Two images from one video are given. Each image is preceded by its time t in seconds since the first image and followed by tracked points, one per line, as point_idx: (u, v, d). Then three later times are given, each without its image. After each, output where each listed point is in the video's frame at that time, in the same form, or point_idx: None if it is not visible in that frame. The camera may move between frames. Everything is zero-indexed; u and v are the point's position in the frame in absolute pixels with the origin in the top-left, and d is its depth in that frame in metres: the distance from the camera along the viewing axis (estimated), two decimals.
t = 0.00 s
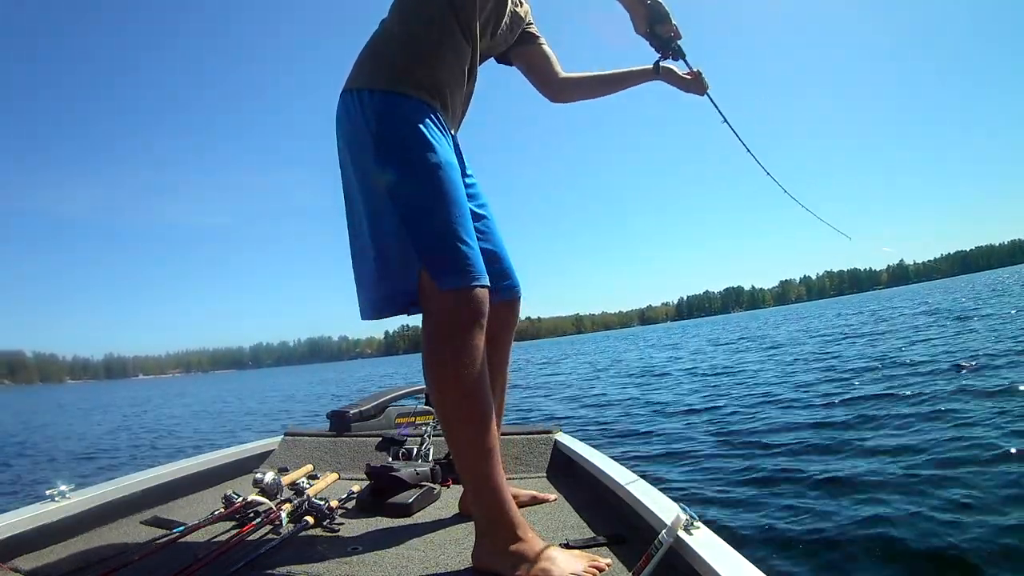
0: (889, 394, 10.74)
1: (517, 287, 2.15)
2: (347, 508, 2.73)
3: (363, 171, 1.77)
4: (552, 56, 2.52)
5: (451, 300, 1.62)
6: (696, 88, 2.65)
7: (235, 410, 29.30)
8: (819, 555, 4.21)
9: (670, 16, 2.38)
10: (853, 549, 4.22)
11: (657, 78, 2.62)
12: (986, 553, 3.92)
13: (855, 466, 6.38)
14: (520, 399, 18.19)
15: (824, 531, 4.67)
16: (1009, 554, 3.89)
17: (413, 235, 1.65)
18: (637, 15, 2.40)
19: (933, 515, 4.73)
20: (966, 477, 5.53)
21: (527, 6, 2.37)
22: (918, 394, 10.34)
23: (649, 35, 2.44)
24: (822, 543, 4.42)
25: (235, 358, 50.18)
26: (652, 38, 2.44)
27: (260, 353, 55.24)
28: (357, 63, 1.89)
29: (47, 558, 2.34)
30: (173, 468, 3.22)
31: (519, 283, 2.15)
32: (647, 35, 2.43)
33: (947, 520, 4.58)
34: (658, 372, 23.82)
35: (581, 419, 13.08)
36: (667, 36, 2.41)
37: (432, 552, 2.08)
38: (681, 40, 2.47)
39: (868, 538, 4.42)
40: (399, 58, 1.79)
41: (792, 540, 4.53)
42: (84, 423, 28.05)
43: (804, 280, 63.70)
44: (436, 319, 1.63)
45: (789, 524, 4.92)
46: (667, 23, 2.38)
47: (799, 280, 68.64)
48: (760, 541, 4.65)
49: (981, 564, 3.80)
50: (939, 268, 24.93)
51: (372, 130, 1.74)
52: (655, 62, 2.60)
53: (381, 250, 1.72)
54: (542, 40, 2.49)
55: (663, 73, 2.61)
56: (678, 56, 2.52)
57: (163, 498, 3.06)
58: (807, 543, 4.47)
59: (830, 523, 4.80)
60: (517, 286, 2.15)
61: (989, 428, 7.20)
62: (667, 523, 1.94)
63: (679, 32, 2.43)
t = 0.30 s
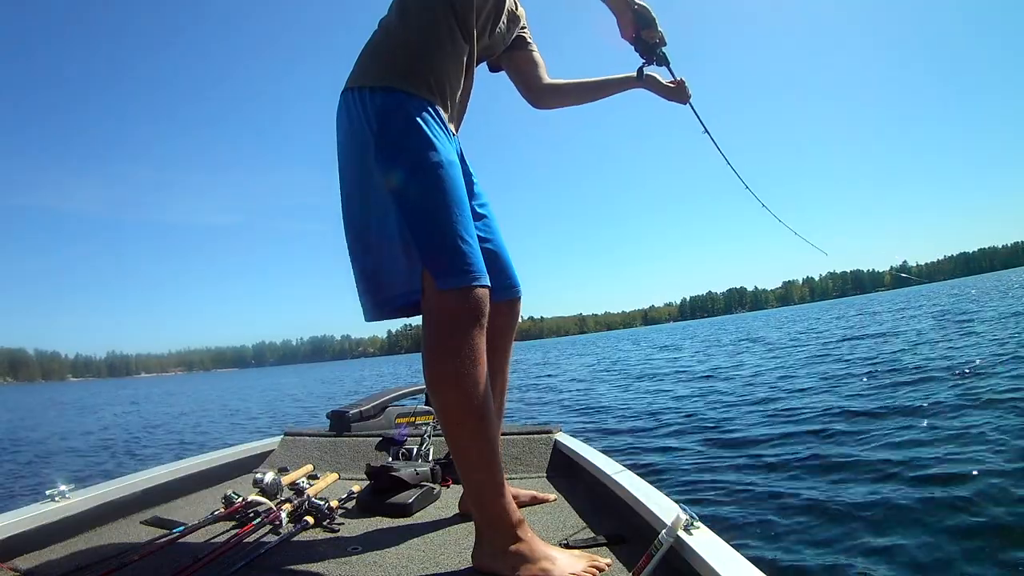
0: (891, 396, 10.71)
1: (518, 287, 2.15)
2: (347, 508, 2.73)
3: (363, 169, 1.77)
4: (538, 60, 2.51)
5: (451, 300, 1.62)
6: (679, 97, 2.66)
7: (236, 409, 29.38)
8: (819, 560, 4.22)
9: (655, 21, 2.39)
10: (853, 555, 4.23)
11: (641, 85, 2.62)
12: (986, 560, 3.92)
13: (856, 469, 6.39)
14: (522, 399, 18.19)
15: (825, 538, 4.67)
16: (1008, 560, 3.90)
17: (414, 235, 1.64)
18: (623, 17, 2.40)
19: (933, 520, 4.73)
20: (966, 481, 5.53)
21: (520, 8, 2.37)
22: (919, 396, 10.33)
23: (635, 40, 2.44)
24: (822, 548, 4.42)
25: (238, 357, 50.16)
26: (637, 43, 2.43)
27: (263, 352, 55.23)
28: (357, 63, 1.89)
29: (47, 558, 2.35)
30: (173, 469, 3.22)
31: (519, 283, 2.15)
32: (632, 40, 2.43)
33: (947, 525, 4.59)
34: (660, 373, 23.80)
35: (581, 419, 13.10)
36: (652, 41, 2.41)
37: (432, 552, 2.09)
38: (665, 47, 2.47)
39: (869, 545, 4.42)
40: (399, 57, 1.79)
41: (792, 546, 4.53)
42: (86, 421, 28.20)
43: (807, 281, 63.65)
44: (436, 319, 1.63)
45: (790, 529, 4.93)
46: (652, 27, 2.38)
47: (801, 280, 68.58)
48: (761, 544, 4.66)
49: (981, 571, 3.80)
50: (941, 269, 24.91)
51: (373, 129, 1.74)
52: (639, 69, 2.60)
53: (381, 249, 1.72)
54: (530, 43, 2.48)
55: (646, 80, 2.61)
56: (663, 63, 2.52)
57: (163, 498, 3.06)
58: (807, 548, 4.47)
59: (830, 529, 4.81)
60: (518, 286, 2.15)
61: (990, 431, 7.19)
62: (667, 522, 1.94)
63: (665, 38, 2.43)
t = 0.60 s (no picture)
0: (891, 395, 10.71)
1: (515, 288, 2.15)
2: (347, 508, 2.72)
3: (363, 169, 1.77)
4: (527, 65, 2.51)
5: (450, 300, 1.62)
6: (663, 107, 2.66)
7: (238, 411, 29.46)
8: (818, 559, 4.22)
9: (641, 33, 2.38)
10: (851, 554, 4.23)
11: (626, 94, 2.62)
12: (984, 557, 3.93)
13: (855, 468, 6.39)
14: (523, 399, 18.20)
15: (823, 535, 4.67)
16: (1006, 558, 3.90)
17: (413, 236, 1.64)
18: (609, 30, 2.39)
19: (932, 518, 4.74)
20: (966, 479, 5.54)
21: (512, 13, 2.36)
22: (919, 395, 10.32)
23: (621, 51, 2.45)
24: (821, 547, 4.42)
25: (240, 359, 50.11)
26: (623, 53, 2.44)
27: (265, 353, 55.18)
28: (355, 64, 1.89)
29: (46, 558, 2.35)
30: (173, 469, 3.21)
31: (517, 283, 2.15)
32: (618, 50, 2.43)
33: (945, 523, 4.59)
34: (660, 373, 23.80)
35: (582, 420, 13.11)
36: (638, 54, 2.42)
37: (432, 552, 2.08)
38: (651, 59, 2.47)
39: (867, 542, 4.43)
40: (398, 57, 1.78)
41: (791, 544, 4.54)
42: (88, 423, 28.29)
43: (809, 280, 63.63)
44: (435, 320, 1.63)
45: (789, 527, 4.93)
46: (639, 39, 2.39)
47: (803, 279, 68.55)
48: (761, 544, 4.67)
49: (979, 568, 3.81)
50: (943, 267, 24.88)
51: (373, 129, 1.73)
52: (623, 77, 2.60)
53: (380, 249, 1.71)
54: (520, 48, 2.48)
55: (632, 89, 2.61)
56: (648, 74, 2.52)
57: (163, 498, 3.06)
58: (807, 547, 4.47)
59: (829, 527, 4.81)
60: (516, 287, 2.15)
61: (990, 429, 7.18)
62: (666, 522, 1.94)
63: (650, 50, 2.43)
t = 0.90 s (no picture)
0: (892, 395, 10.68)
1: (516, 288, 2.15)
2: (347, 508, 2.72)
3: (366, 168, 1.77)
4: (523, 72, 2.51)
5: (452, 300, 1.62)
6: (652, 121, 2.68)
7: (239, 411, 29.50)
8: (818, 561, 4.22)
9: (634, 44, 2.40)
10: (851, 557, 4.23)
11: (618, 106, 2.63)
12: (984, 560, 3.93)
13: (856, 469, 6.38)
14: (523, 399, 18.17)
15: (823, 536, 4.68)
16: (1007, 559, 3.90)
17: (415, 236, 1.64)
18: (602, 40, 2.40)
19: (932, 519, 4.73)
20: (966, 480, 5.53)
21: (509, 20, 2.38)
22: (920, 394, 10.30)
23: (613, 62, 2.47)
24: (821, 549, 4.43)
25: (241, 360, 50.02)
26: (615, 64, 2.45)
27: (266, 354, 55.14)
28: (358, 61, 1.89)
29: (47, 558, 2.35)
30: (173, 469, 3.21)
31: (518, 283, 2.15)
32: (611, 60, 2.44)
33: (945, 524, 4.59)
34: (661, 373, 23.78)
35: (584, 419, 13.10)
36: (631, 65, 2.43)
37: (432, 552, 2.09)
38: (643, 71, 2.49)
39: (866, 544, 4.43)
40: (401, 56, 1.79)
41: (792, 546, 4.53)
42: (90, 424, 28.28)
43: (812, 279, 63.51)
44: (436, 320, 1.63)
45: (788, 529, 4.93)
46: (632, 51, 2.40)
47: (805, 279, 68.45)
48: (760, 544, 4.68)
49: (979, 569, 3.80)
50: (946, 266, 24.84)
51: (377, 127, 1.73)
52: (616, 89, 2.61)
53: (381, 247, 1.71)
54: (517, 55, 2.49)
55: (624, 102, 2.63)
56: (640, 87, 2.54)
57: (162, 498, 3.05)
58: (807, 549, 4.47)
59: (829, 528, 4.81)
60: (516, 287, 2.15)
61: (991, 429, 7.17)
62: (667, 522, 1.94)
63: (642, 62, 2.45)
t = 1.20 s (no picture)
0: (893, 395, 10.67)
1: (517, 288, 2.15)
2: (347, 509, 2.72)
3: (370, 165, 1.76)
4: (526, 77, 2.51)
5: (455, 300, 1.62)
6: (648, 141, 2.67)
7: (240, 410, 29.49)
8: (818, 562, 4.22)
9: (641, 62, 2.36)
10: (850, 558, 4.23)
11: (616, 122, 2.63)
12: (983, 562, 3.93)
13: (857, 470, 6.37)
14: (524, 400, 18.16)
15: (822, 536, 4.68)
16: (1007, 561, 3.90)
17: (419, 235, 1.64)
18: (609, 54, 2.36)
19: (932, 521, 4.73)
20: (966, 481, 5.53)
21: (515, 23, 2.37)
22: (921, 394, 10.30)
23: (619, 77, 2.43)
24: (821, 550, 4.42)
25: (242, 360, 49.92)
26: (620, 80, 2.41)
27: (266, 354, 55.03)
28: (366, 57, 1.88)
29: (47, 558, 2.35)
30: (173, 470, 3.21)
31: (519, 283, 2.15)
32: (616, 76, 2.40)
33: (945, 526, 4.59)
34: (662, 373, 23.77)
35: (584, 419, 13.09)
36: (636, 84, 2.40)
37: (431, 552, 2.09)
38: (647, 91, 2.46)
39: (866, 544, 4.43)
40: (409, 54, 1.79)
41: (792, 547, 4.53)
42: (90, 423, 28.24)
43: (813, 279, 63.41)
44: (439, 318, 1.63)
45: (789, 529, 4.93)
46: (638, 69, 2.37)
47: (805, 278, 68.37)
48: (760, 544, 4.68)
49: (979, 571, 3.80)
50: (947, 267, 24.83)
51: (383, 125, 1.73)
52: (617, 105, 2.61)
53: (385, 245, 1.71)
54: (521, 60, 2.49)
55: (623, 119, 2.62)
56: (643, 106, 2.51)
57: (162, 499, 3.05)
58: (806, 550, 4.47)
59: (829, 529, 4.81)
60: (517, 287, 2.15)
61: (991, 429, 7.18)
62: (667, 523, 1.94)
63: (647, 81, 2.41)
